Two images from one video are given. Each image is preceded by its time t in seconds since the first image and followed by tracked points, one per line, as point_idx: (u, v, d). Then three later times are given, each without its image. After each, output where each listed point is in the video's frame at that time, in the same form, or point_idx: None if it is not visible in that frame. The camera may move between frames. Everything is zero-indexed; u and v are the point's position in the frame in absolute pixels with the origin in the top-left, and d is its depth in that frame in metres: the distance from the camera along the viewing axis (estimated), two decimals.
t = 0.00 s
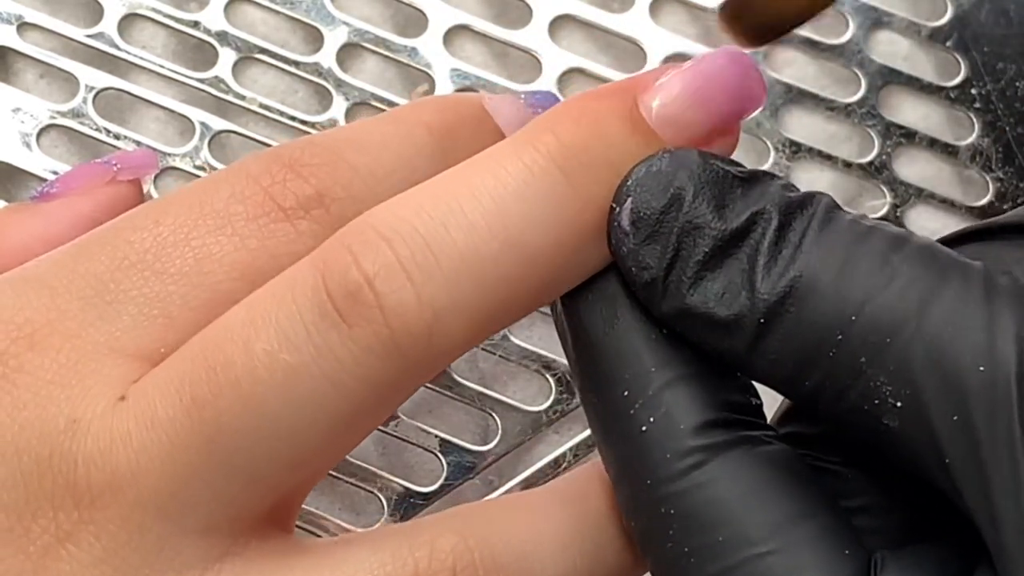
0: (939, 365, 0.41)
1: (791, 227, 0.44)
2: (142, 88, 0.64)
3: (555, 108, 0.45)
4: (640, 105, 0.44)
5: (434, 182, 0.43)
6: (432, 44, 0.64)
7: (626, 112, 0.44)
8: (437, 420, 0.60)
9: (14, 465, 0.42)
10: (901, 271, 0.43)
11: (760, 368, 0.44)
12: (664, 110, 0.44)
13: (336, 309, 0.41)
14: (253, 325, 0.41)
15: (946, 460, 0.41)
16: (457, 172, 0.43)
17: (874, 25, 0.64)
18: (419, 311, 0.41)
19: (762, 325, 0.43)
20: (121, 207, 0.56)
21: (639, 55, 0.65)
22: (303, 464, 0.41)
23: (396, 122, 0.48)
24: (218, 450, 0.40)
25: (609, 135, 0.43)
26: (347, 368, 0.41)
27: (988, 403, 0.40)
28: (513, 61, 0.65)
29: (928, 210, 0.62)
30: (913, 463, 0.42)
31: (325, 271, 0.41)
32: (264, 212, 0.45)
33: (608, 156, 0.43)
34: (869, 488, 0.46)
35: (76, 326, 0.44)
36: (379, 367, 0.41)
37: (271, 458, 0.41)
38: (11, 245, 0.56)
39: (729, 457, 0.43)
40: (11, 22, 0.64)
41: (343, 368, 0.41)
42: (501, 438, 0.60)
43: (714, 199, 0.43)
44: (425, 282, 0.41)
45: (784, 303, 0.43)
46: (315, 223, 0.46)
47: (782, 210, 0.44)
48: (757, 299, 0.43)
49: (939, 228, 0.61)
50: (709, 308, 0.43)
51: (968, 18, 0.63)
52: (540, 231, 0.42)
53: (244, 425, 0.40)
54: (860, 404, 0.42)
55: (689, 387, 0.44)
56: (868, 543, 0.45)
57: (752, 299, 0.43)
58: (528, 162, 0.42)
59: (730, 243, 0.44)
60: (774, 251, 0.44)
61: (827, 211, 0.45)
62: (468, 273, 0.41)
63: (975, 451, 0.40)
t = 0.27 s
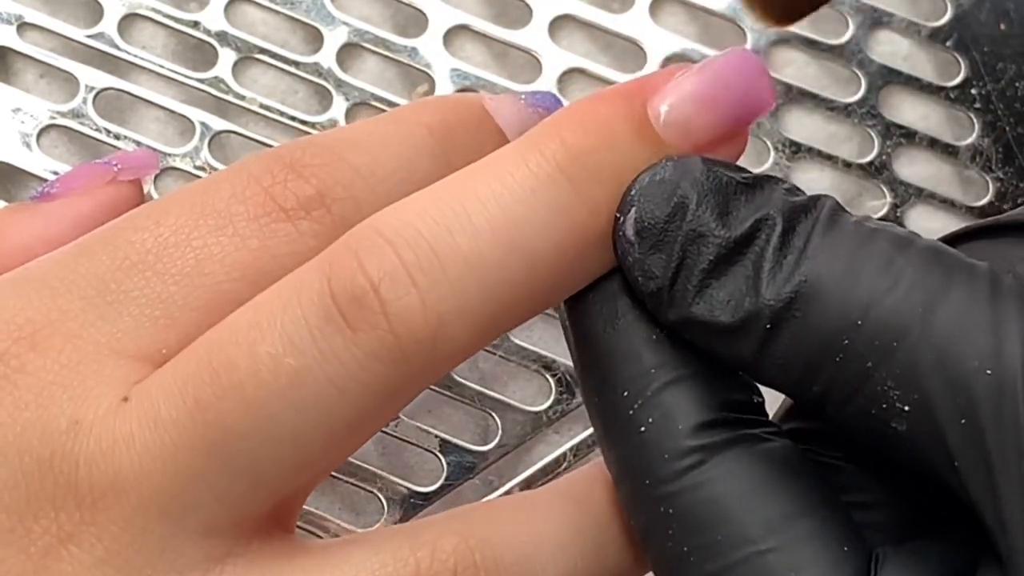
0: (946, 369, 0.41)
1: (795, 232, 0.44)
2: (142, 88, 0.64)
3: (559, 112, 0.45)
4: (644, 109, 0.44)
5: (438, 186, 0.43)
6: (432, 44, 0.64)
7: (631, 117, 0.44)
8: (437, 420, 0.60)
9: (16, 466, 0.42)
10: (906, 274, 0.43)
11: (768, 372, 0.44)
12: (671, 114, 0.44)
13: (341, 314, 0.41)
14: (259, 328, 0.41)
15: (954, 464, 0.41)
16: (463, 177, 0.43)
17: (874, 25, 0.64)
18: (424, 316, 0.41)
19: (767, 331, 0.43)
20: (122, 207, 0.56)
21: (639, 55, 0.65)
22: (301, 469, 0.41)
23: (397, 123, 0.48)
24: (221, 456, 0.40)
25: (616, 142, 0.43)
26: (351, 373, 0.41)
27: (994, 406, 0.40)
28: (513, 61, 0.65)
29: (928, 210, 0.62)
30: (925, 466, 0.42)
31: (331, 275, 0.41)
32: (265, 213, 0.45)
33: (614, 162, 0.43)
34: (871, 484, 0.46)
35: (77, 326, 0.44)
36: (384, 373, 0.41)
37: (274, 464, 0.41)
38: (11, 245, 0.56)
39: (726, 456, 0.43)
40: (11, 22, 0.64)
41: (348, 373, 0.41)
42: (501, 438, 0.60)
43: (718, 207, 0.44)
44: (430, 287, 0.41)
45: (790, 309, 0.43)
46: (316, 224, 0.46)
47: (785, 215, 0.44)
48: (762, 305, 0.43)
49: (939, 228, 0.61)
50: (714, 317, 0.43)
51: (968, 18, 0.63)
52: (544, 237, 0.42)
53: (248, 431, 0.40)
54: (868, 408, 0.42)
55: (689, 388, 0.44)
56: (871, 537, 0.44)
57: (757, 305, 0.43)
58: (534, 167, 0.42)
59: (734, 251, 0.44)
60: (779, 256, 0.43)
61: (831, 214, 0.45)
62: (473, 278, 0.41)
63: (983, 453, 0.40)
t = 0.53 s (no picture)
0: (955, 375, 0.41)
1: (802, 238, 0.44)
2: (142, 88, 0.64)
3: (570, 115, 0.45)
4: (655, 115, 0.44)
5: (445, 193, 0.43)
6: (432, 44, 0.64)
7: (641, 123, 0.44)
8: (437, 420, 0.60)
9: (18, 467, 0.42)
10: (915, 279, 0.42)
11: (775, 379, 0.44)
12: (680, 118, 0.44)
13: (346, 322, 0.41)
14: (263, 332, 0.41)
15: (966, 470, 0.41)
16: (470, 183, 0.43)
17: (874, 24, 0.64)
18: (428, 325, 0.41)
19: (776, 338, 0.43)
20: (122, 207, 0.56)
21: (639, 54, 0.65)
22: (305, 472, 0.41)
23: (399, 123, 0.48)
24: (226, 461, 0.40)
25: (623, 149, 0.44)
26: (357, 383, 0.41)
27: (1004, 411, 0.40)
28: (513, 61, 0.65)
29: (928, 210, 0.62)
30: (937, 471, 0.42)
31: (336, 281, 0.41)
32: (266, 213, 0.45)
33: (619, 169, 0.43)
34: (876, 487, 0.45)
35: (79, 327, 0.44)
36: (388, 379, 0.41)
37: (279, 469, 0.41)
38: (12, 244, 0.56)
39: (732, 459, 0.43)
40: (11, 22, 0.64)
41: (353, 380, 0.41)
42: (501, 438, 0.60)
43: (725, 214, 0.43)
44: (435, 295, 0.41)
45: (798, 314, 0.42)
46: (317, 224, 0.46)
47: (793, 221, 0.44)
48: (771, 312, 0.43)
49: (939, 228, 0.61)
50: (722, 325, 0.43)
51: (968, 18, 0.63)
52: (549, 245, 0.42)
53: (254, 436, 0.40)
54: (877, 415, 0.42)
55: (694, 388, 0.44)
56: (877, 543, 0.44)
57: (765, 311, 0.43)
58: (540, 175, 0.43)
59: (742, 259, 0.44)
60: (786, 262, 0.43)
61: (839, 219, 0.44)
62: (477, 285, 0.41)
63: (993, 459, 0.40)
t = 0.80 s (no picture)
0: (958, 384, 0.41)
1: (808, 242, 0.44)
2: (142, 88, 0.64)
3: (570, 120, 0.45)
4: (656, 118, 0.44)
5: (445, 195, 0.43)
6: (432, 44, 0.64)
7: (640, 124, 0.44)
8: (437, 420, 0.60)
9: (18, 468, 0.42)
10: (921, 288, 0.43)
11: (776, 383, 0.44)
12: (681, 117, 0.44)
13: (344, 322, 0.41)
14: (261, 333, 0.41)
15: (964, 480, 0.41)
16: (470, 186, 0.43)
17: (875, 25, 0.64)
18: (425, 325, 0.41)
19: (779, 340, 0.43)
20: (122, 207, 0.56)
21: (639, 55, 0.65)
22: (305, 475, 0.41)
23: (399, 124, 0.48)
24: (226, 464, 0.40)
25: (622, 149, 0.44)
26: (356, 384, 0.41)
27: (1007, 422, 0.40)
28: (513, 61, 0.65)
29: (928, 210, 0.62)
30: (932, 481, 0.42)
31: (334, 282, 0.42)
32: (266, 215, 0.45)
33: (617, 169, 0.43)
34: (881, 505, 0.46)
35: (79, 328, 0.44)
36: (389, 383, 0.41)
37: (280, 473, 0.41)
38: (12, 244, 0.56)
39: (738, 476, 0.43)
40: (11, 22, 0.64)
41: (353, 381, 0.41)
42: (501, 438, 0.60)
43: (730, 213, 0.44)
44: (432, 296, 0.41)
45: (803, 318, 0.43)
46: (318, 226, 0.46)
47: (798, 224, 0.44)
48: (775, 315, 0.43)
49: (938, 228, 0.61)
50: (725, 324, 0.43)
51: (968, 18, 0.63)
52: (546, 244, 0.42)
53: (254, 436, 0.40)
54: (878, 422, 0.42)
55: (701, 403, 0.44)
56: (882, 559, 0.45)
57: (769, 314, 0.43)
58: (537, 175, 0.43)
59: (746, 258, 0.44)
60: (791, 266, 0.43)
61: (845, 225, 0.44)
62: (475, 286, 0.41)
63: (993, 468, 0.40)
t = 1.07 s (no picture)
0: (957, 379, 0.41)
1: (808, 237, 0.44)
2: (142, 88, 0.64)
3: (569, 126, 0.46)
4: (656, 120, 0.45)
5: (444, 195, 0.43)
6: (432, 44, 0.64)
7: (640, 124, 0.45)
8: (437, 420, 0.60)
9: (19, 469, 0.42)
10: (922, 284, 0.43)
11: (775, 376, 0.44)
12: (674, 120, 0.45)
13: (342, 322, 0.41)
14: (260, 333, 0.41)
15: (960, 478, 0.41)
16: (468, 185, 0.43)
17: (874, 25, 0.64)
18: (423, 322, 0.41)
19: (779, 331, 0.43)
20: (122, 208, 0.56)
21: (639, 55, 0.65)
22: (306, 475, 0.41)
23: (400, 126, 0.48)
24: (223, 463, 0.40)
25: (620, 148, 0.44)
26: (353, 383, 0.41)
27: (1004, 420, 0.40)
28: (513, 61, 0.65)
29: (927, 211, 0.62)
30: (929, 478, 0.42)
31: (332, 281, 0.42)
32: (268, 216, 0.45)
33: (615, 167, 0.44)
34: (880, 522, 0.46)
35: (80, 329, 0.44)
36: (386, 382, 0.41)
37: (276, 472, 0.41)
38: (12, 245, 0.56)
39: (731, 496, 0.43)
40: (11, 22, 0.64)
41: (350, 380, 0.41)
42: (501, 438, 0.60)
43: (730, 205, 0.44)
44: (430, 293, 0.41)
45: (802, 310, 0.43)
46: (319, 228, 0.46)
47: (798, 219, 0.44)
48: (774, 305, 0.43)
49: (938, 228, 0.61)
50: (723, 314, 0.43)
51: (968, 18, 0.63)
52: (544, 243, 0.42)
53: (252, 433, 0.40)
54: (875, 416, 0.42)
55: (699, 420, 0.44)
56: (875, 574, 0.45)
57: (768, 305, 0.43)
58: (535, 175, 0.43)
59: (746, 249, 0.44)
60: (791, 258, 0.43)
61: (845, 222, 0.44)
62: (472, 283, 0.41)
63: (990, 468, 0.40)
